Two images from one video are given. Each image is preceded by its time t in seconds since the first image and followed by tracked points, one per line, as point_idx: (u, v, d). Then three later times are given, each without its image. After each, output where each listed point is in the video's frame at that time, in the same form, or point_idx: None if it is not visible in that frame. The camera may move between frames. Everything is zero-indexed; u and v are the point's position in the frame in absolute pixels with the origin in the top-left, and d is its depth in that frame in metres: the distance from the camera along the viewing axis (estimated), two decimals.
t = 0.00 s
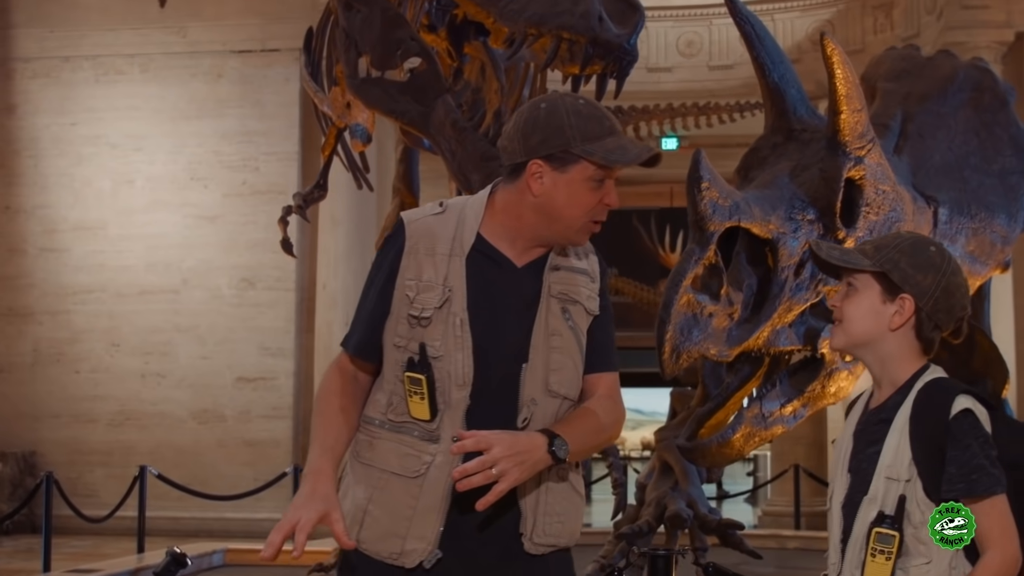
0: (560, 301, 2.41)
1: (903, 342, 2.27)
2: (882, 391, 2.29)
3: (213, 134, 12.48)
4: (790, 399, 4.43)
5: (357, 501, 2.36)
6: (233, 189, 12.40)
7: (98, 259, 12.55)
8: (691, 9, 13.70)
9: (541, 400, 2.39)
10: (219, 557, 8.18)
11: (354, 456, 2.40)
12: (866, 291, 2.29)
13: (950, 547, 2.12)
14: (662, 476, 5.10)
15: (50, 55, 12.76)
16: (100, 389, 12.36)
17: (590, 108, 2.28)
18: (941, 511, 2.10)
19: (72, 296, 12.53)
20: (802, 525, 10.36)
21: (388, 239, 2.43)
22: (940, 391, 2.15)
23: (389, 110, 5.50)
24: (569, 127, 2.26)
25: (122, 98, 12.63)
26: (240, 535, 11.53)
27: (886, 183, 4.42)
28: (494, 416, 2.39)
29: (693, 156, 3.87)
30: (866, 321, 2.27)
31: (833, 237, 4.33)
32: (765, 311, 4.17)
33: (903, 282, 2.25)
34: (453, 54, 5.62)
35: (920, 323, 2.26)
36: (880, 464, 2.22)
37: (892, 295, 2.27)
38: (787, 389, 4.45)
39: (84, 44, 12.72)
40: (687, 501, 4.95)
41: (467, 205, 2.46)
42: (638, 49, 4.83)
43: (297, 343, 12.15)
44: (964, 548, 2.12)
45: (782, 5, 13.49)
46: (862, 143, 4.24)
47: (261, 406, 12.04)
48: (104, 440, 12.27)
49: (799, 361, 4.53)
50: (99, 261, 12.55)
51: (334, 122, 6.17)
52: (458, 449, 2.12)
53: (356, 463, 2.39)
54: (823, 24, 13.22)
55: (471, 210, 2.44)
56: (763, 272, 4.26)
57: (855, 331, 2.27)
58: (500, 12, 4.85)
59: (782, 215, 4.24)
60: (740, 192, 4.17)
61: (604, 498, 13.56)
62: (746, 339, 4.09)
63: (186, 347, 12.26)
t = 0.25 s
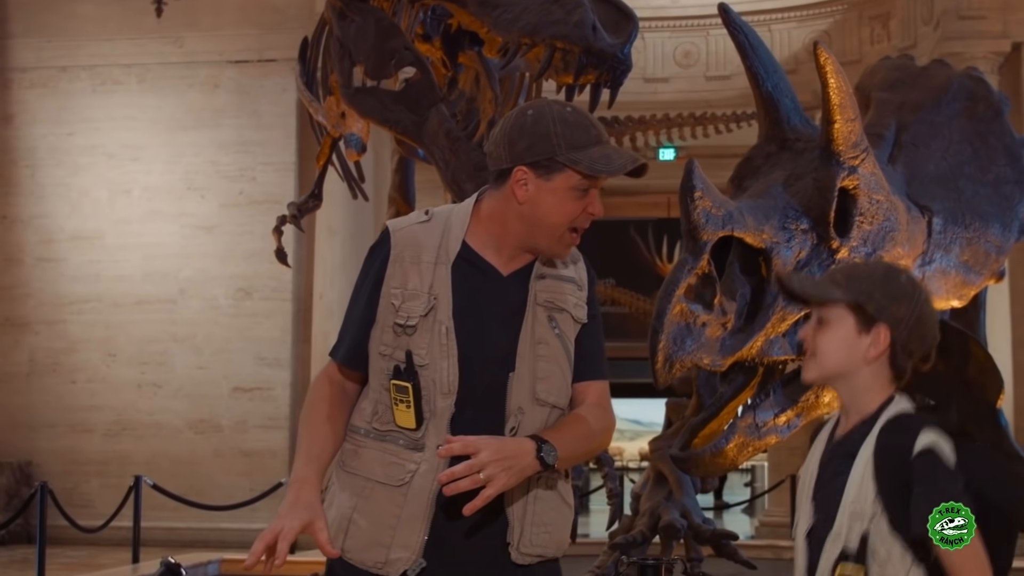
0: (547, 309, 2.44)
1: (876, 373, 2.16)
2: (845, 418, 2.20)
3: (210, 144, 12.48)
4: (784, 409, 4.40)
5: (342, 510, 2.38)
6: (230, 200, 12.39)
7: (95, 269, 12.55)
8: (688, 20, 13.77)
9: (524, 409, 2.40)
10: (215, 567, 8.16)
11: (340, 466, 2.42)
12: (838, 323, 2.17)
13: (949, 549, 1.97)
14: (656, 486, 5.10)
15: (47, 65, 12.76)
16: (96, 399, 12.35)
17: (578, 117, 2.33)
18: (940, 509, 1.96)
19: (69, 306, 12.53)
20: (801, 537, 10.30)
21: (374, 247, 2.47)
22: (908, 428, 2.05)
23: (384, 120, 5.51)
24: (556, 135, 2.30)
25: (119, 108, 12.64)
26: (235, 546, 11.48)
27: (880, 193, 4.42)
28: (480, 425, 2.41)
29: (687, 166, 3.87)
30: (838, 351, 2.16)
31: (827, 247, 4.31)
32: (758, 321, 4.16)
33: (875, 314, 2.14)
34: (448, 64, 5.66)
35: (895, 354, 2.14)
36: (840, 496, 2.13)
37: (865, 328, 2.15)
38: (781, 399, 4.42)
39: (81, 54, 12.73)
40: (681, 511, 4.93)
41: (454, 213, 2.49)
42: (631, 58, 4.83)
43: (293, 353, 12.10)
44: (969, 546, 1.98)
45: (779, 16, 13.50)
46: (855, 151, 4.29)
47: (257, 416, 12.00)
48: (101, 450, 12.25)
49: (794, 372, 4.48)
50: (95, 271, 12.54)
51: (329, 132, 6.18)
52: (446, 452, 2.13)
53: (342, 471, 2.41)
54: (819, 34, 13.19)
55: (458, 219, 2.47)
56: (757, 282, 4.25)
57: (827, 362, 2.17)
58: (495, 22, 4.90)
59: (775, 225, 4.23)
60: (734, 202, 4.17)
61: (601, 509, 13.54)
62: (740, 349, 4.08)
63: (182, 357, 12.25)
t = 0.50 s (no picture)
0: (537, 318, 2.43)
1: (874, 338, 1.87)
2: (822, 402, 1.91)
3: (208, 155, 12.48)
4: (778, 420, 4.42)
5: (332, 521, 2.36)
6: (229, 210, 12.39)
7: (93, 280, 12.54)
8: (685, 30, 13.81)
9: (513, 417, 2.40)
10: None
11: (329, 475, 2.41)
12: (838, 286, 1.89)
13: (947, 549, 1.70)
14: (653, 496, 5.10)
15: (45, 76, 12.75)
16: (94, 410, 12.33)
17: (554, 117, 2.35)
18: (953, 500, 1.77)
19: (67, 317, 12.52)
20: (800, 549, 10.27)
21: (363, 256, 2.47)
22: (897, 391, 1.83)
23: (379, 131, 5.49)
24: (531, 137, 2.32)
25: (118, 118, 12.64)
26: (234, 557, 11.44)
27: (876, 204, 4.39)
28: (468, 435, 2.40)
29: (682, 176, 3.86)
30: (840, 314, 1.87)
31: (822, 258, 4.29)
32: (754, 331, 4.15)
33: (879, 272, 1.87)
34: (443, 74, 5.67)
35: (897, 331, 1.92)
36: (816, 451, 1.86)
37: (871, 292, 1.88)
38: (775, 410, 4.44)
39: (80, 65, 12.73)
40: (677, 522, 4.92)
41: (442, 222, 2.50)
42: (627, 66, 4.81)
43: (292, 364, 12.06)
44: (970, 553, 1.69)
45: (778, 26, 13.50)
46: (851, 162, 4.32)
47: (256, 427, 11.96)
48: (99, 461, 12.23)
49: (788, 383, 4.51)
50: (94, 281, 12.53)
51: (325, 142, 6.18)
52: (437, 454, 2.11)
53: (331, 481, 2.40)
54: (817, 45, 13.20)
55: (446, 228, 2.49)
56: (753, 292, 4.24)
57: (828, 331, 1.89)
58: (489, 33, 4.93)
59: (770, 235, 4.21)
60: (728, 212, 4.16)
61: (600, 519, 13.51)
62: (736, 359, 4.06)
63: (181, 368, 12.23)
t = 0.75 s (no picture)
0: (532, 314, 2.35)
1: (868, 410, 2.13)
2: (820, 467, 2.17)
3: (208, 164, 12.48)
4: (778, 427, 4.43)
5: (330, 522, 2.30)
6: (229, 220, 12.39)
7: (93, 289, 12.53)
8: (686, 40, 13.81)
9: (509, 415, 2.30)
10: None
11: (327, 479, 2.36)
12: (837, 351, 2.14)
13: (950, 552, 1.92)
14: (652, 504, 5.09)
15: (46, 86, 12.76)
16: (94, 419, 12.32)
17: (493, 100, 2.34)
18: (940, 510, 1.93)
19: (67, 326, 12.51)
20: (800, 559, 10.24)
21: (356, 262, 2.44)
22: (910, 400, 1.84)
23: (377, 138, 5.48)
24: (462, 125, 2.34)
25: (118, 128, 12.64)
26: (233, 566, 11.42)
27: (875, 211, 4.44)
28: (460, 436, 2.32)
29: (679, 182, 3.84)
30: (833, 382, 2.12)
31: (821, 264, 4.32)
32: (753, 338, 4.14)
33: (877, 346, 2.13)
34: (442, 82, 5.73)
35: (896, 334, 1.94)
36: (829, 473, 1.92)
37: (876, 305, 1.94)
38: (775, 417, 4.44)
39: (80, 75, 12.73)
40: (676, 530, 4.90)
41: (430, 227, 2.47)
42: (624, 75, 4.83)
43: (292, 373, 12.05)
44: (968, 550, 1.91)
45: (778, 35, 13.49)
46: (851, 168, 4.29)
47: (255, 437, 11.94)
48: (98, 471, 12.21)
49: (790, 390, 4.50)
50: (94, 291, 12.52)
51: (325, 151, 6.19)
52: (443, 464, 2.05)
53: (329, 484, 2.34)
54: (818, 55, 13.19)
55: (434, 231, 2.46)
56: (752, 299, 4.23)
57: (821, 396, 2.13)
58: (488, 40, 4.91)
59: (769, 241, 4.24)
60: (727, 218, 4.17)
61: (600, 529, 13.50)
62: (733, 365, 4.04)
63: (180, 378, 12.22)
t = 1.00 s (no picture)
0: (515, 307, 2.35)
1: (879, 354, 2.16)
2: (825, 410, 2.17)
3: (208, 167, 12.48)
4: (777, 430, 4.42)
5: (325, 526, 2.30)
6: (229, 223, 12.39)
7: (93, 292, 12.52)
8: (686, 44, 13.82)
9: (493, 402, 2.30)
10: None
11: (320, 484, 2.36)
12: (872, 289, 2.20)
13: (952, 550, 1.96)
14: (650, 508, 5.08)
15: (46, 89, 12.76)
16: (93, 422, 12.31)
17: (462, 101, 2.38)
18: (941, 510, 1.96)
19: (66, 329, 12.50)
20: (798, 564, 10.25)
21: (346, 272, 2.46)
22: (930, 406, 2.04)
23: (376, 140, 5.48)
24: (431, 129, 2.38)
25: (118, 131, 12.64)
26: (232, 569, 11.41)
27: (874, 214, 4.50)
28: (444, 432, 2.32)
29: (679, 184, 3.85)
30: (857, 310, 2.16)
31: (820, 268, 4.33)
32: (751, 341, 4.14)
33: (907, 299, 2.18)
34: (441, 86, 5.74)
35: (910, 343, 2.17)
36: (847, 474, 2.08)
37: (894, 310, 2.18)
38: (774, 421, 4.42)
39: (80, 78, 12.73)
40: (674, 532, 4.89)
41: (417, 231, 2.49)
42: (624, 78, 4.86)
43: (292, 376, 12.06)
44: (971, 549, 1.96)
45: (778, 40, 13.50)
46: (850, 171, 4.39)
47: (255, 440, 11.94)
48: (97, 473, 12.20)
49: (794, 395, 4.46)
50: (94, 293, 12.52)
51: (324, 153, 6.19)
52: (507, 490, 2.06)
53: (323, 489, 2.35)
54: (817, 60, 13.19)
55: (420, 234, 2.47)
56: (751, 302, 4.23)
57: (843, 319, 2.17)
58: (488, 42, 4.91)
59: (768, 244, 4.25)
60: (726, 221, 4.17)
61: (599, 533, 13.47)
62: (732, 369, 4.04)
63: (180, 381, 12.22)
